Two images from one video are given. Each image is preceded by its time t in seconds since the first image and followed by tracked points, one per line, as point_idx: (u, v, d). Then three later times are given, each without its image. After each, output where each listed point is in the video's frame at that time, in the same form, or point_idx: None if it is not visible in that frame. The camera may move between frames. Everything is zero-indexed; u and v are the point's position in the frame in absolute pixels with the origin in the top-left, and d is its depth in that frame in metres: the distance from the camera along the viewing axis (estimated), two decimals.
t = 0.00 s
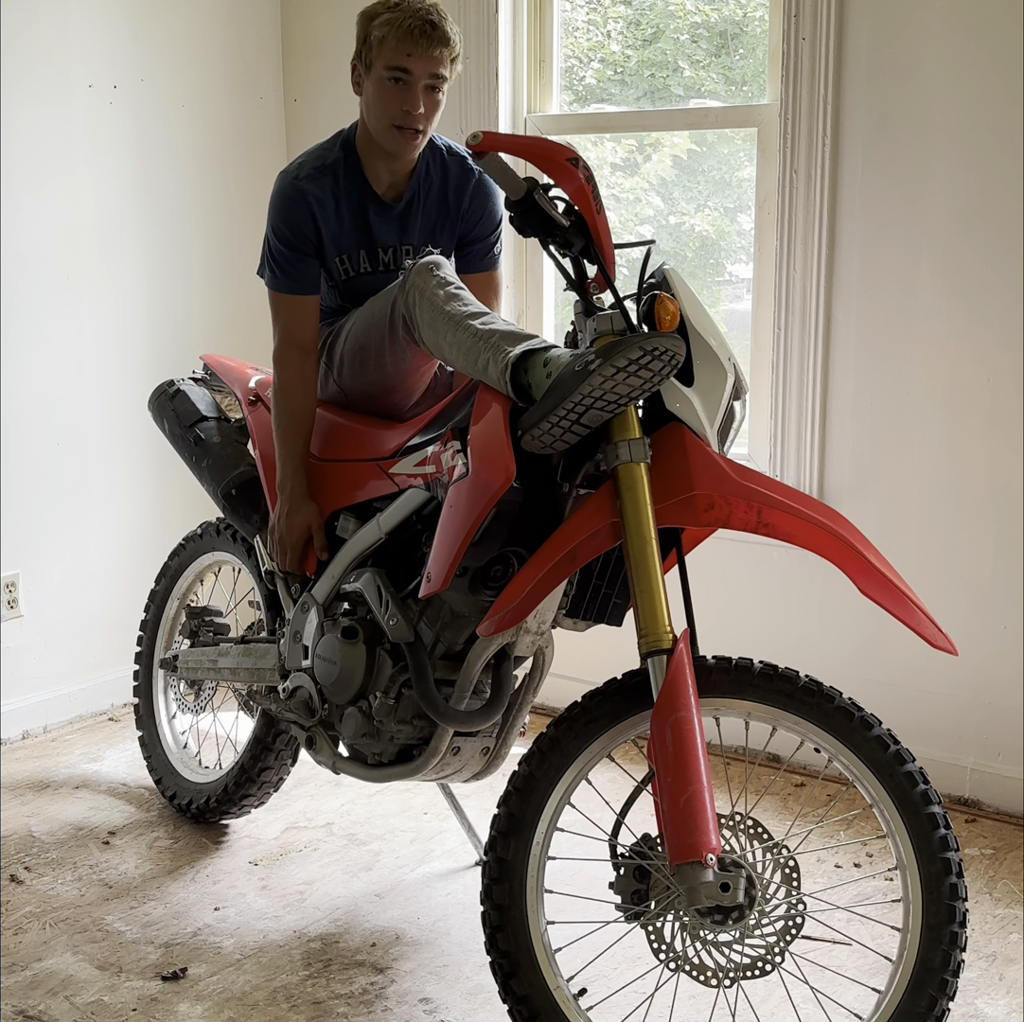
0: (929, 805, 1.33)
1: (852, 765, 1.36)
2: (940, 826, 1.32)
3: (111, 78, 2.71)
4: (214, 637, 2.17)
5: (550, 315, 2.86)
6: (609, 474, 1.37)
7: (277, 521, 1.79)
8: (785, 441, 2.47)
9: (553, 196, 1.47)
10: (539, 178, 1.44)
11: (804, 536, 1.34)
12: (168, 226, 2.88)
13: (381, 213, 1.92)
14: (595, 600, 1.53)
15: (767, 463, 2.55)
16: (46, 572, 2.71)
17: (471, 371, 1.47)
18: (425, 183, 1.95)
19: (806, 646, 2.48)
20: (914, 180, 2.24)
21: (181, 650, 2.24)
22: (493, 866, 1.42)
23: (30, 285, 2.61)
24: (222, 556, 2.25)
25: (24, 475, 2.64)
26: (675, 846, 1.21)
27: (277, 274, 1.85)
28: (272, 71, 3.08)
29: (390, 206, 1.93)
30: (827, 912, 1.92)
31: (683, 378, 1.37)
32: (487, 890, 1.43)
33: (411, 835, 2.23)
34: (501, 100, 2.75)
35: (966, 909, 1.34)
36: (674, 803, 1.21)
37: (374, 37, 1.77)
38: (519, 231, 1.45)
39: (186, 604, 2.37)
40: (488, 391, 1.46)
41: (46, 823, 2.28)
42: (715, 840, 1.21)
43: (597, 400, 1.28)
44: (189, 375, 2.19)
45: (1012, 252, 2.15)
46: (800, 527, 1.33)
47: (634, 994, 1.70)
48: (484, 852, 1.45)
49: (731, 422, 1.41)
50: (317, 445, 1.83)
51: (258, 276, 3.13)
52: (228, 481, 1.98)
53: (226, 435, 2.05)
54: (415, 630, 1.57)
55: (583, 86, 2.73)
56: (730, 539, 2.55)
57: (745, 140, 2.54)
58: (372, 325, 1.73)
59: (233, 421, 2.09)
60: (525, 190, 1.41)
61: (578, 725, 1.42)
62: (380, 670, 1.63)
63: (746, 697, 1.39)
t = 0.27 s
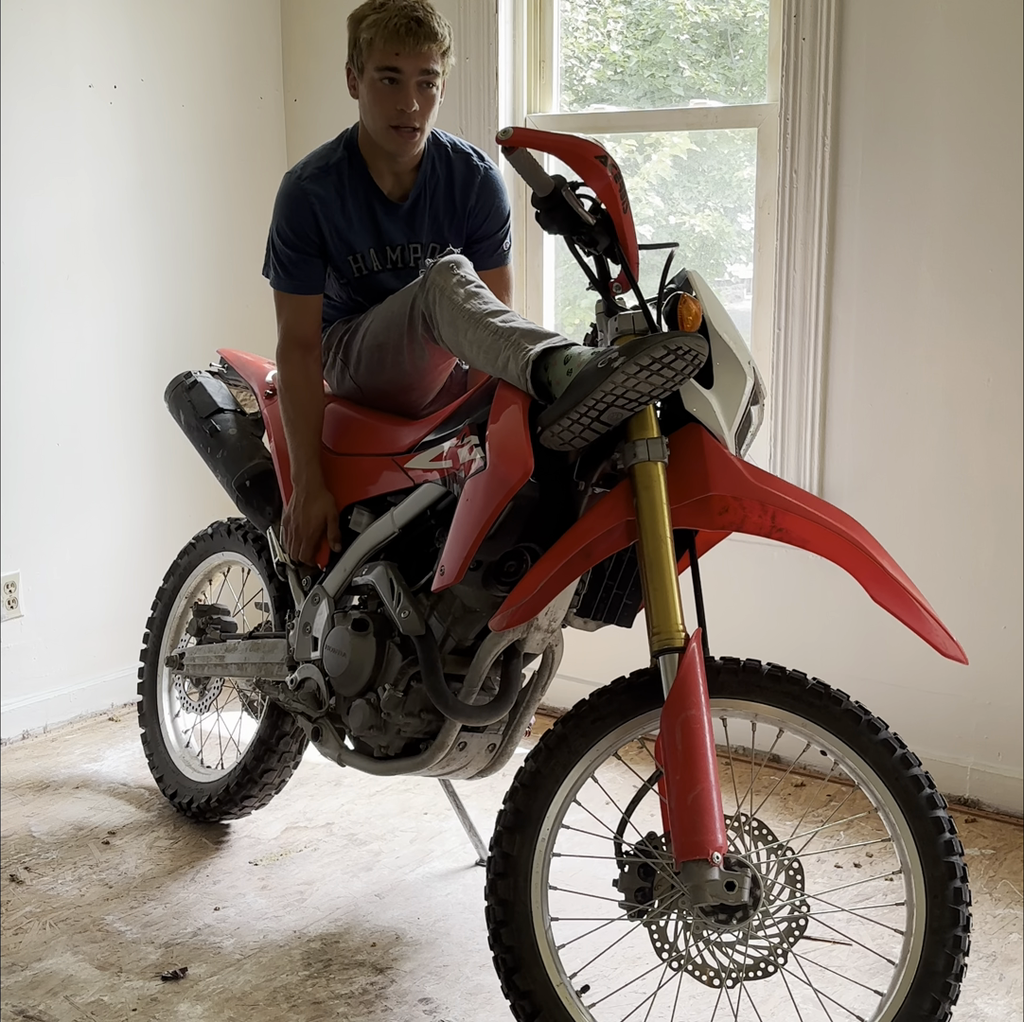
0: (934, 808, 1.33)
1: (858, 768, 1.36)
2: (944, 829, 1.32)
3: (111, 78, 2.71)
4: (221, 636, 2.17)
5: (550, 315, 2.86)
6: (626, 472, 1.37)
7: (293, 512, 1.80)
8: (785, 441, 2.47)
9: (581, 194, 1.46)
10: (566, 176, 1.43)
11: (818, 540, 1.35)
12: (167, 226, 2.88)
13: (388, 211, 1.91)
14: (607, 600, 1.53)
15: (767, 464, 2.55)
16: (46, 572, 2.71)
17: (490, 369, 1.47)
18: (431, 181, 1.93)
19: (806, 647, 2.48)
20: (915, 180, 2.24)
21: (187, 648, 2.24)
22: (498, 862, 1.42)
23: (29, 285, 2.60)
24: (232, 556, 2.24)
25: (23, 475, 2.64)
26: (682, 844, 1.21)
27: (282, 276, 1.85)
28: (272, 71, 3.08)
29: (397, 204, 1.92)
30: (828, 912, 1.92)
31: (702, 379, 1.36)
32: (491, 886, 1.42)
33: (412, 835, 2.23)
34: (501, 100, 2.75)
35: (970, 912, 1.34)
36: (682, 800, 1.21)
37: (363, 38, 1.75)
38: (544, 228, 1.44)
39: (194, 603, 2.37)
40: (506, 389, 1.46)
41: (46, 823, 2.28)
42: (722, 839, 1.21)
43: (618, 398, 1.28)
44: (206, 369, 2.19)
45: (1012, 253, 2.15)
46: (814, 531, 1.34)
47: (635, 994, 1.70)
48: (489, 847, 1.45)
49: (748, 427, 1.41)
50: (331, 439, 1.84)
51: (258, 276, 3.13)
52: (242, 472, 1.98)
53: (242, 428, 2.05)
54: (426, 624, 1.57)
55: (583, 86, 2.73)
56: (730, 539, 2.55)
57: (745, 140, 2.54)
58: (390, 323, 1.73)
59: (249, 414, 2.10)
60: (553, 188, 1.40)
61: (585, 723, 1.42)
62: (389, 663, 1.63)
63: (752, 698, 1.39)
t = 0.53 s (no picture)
0: (938, 811, 1.33)
1: (863, 770, 1.36)
2: (948, 832, 1.32)
3: (111, 78, 2.71)
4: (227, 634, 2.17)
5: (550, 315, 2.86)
6: (642, 471, 1.36)
7: (305, 505, 1.80)
8: (785, 441, 2.47)
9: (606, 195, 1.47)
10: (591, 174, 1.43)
11: (832, 546, 1.34)
12: (166, 226, 2.88)
13: (378, 213, 1.90)
14: (617, 600, 1.54)
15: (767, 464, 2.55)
16: (46, 572, 2.71)
17: (509, 368, 1.47)
18: (419, 179, 1.91)
19: (806, 647, 2.48)
20: (916, 182, 2.24)
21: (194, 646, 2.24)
22: (502, 857, 1.42)
23: (27, 285, 2.60)
24: (241, 556, 2.24)
25: (22, 475, 2.64)
26: (688, 841, 1.21)
27: (272, 286, 1.89)
28: (272, 70, 3.08)
29: (386, 205, 1.90)
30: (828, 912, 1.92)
31: (719, 381, 1.37)
32: (495, 881, 1.42)
33: (412, 835, 2.23)
34: (501, 99, 2.74)
35: (973, 915, 1.34)
36: (690, 798, 1.22)
37: (319, 53, 1.73)
38: (569, 226, 1.45)
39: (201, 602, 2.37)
40: (523, 388, 1.46)
41: (46, 823, 2.28)
42: (728, 837, 1.21)
43: (638, 396, 1.28)
44: (224, 362, 2.18)
45: (1013, 253, 2.15)
46: (827, 537, 1.34)
47: (636, 994, 1.70)
48: (493, 842, 1.45)
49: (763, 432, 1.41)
50: (342, 433, 1.84)
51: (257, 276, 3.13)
52: (256, 465, 1.98)
53: (259, 423, 2.05)
54: (437, 618, 1.57)
55: (583, 86, 2.73)
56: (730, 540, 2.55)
57: (745, 140, 2.54)
58: (405, 322, 1.73)
59: (266, 409, 2.10)
60: (578, 186, 1.41)
61: (591, 722, 1.42)
62: (398, 655, 1.63)
63: (758, 698, 1.39)
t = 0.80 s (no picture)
0: (940, 813, 1.33)
1: (865, 771, 1.37)
2: (950, 834, 1.32)
3: (111, 78, 2.71)
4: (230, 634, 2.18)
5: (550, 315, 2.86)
6: (647, 469, 1.36)
7: (307, 505, 1.80)
8: (785, 441, 2.47)
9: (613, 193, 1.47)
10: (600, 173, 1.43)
11: (834, 548, 1.35)
12: (166, 226, 2.88)
13: (354, 220, 1.89)
14: (620, 600, 1.54)
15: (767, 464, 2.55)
16: (46, 572, 2.71)
17: (515, 367, 1.48)
18: (394, 183, 1.89)
19: (806, 647, 2.48)
20: (916, 182, 2.24)
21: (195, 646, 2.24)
22: (505, 855, 1.42)
23: (27, 285, 2.60)
24: (244, 557, 2.24)
25: (22, 475, 2.64)
26: (690, 840, 1.21)
27: (253, 298, 1.91)
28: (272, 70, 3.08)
29: (361, 212, 1.89)
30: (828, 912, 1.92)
31: (725, 380, 1.37)
32: (497, 879, 1.42)
33: (412, 835, 2.23)
34: (501, 99, 2.74)
35: (974, 917, 1.34)
36: (692, 797, 1.22)
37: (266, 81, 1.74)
38: (576, 225, 1.44)
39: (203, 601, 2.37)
40: (529, 387, 1.46)
41: (46, 823, 2.28)
42: (730, 836, 1.21)
43: (643, 396, 1.28)
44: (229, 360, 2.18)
45: (1013, 253, 2.15)
46: (830, 540, 1.35)
47: (637, 994, 1.70)
48: (496, 842, 1.46)
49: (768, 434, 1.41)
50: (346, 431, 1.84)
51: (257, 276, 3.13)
52: (261, 463, 1.98)
53: (264, 420, 2.05)
54: (440, 616, 1.57)
55: (583, 86, 2.73)
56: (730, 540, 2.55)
57: (745, 140, 2.54)
58: (409, 323, 1.73)
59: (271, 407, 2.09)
60: (586, 185, 1.39)
61: (595, 720, 1.42)
62: (401, 653, 1.63)
63: (762, 699, 1.39)
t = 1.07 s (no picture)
0: (937, 811, 1.33)
1: (863, 770, 1.37)
2: (948, 832, 1.32)
3: (111, 78, 2.71)
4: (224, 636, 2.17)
5: (550, 315, 2.86)
6: (634, 470, 1.37)
7: (296, 514, 1.81)
8: (785, 441, 2.47)
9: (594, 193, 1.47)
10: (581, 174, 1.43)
11: (826, 544, 1.34)
12: (167, 226, 2.88)
13: (326, 224, 1.89)
14: (612, 600, 1.54)
15: (767, 464, 2.55)
16: (46, 572, 2.71)
17: (497, 370, 1.47)
18: (365, 185, 1.88)
19: (806, 647, 2.48)
20: (915, 183, 2.24)
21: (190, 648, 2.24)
22: (502, 859, 1.42)
23: (28, 285, 2.60)
24: (236, 556, 2.24)
25: (23, 475, 2.64)
26: (687, 843, 1.21)
27: (233, 306, 1.91)
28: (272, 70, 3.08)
29: (333, 216, 1.89)
30: (828, 912, 1.92)
31: (711, 379, 1.37)
32: (495, 883, 1.42)
33: (412, 835, 2.23)
34: (501, 100, 2.74)
35: (973, 916, 1.34)
36: (688, 800, 1.22)
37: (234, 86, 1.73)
38: (558, 226, 1.45)
39: (196, 602, 2.37)
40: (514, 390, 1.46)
41: (46, 823, 2.28)
42: (726, 838, 1.21)
43: (628, 398, 1.28)
44: (215, 365, 2.19)
45: (1013, 253, 2.15)
46: (821, 533, 1.34)
47: (637, 994, 1.70)
48: (493, 845, 1.46)
49: (756, 429, 1.41)
50: (333, 437, 1.84)
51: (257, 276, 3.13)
52: (250, 468, 1.97)
53: (251, 425, 2.04)
54: (432, 620, 1.57)
55: (583, 86, 2.73)
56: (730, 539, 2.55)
57: (745, 140, 2.54)
58: (391, 325, 1.72)
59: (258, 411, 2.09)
60: (565, 187, 1.40)
61: (591, 721, 1.42)
62: (394, 658, 1.63)
63: (758, 699, 1.39)
